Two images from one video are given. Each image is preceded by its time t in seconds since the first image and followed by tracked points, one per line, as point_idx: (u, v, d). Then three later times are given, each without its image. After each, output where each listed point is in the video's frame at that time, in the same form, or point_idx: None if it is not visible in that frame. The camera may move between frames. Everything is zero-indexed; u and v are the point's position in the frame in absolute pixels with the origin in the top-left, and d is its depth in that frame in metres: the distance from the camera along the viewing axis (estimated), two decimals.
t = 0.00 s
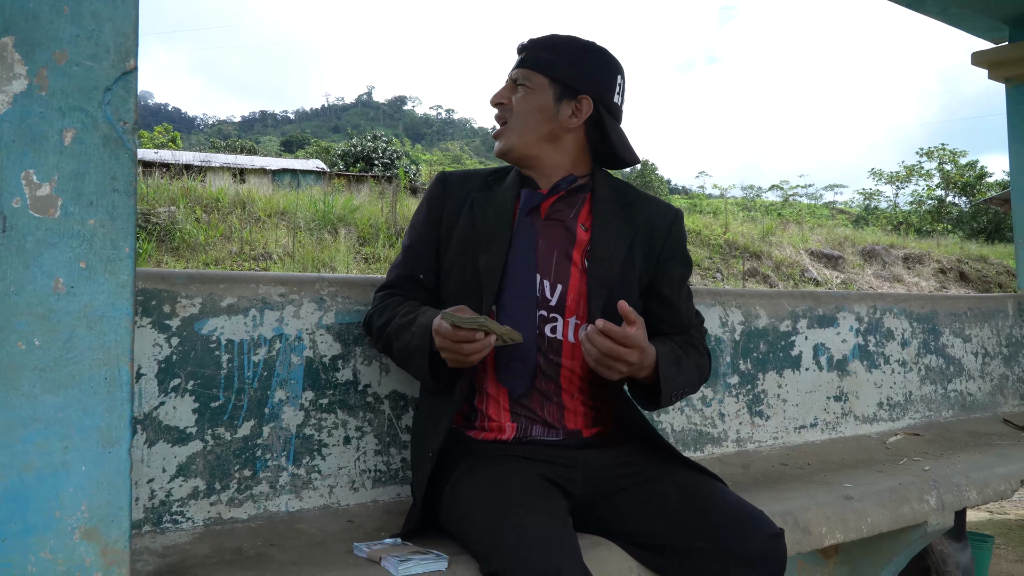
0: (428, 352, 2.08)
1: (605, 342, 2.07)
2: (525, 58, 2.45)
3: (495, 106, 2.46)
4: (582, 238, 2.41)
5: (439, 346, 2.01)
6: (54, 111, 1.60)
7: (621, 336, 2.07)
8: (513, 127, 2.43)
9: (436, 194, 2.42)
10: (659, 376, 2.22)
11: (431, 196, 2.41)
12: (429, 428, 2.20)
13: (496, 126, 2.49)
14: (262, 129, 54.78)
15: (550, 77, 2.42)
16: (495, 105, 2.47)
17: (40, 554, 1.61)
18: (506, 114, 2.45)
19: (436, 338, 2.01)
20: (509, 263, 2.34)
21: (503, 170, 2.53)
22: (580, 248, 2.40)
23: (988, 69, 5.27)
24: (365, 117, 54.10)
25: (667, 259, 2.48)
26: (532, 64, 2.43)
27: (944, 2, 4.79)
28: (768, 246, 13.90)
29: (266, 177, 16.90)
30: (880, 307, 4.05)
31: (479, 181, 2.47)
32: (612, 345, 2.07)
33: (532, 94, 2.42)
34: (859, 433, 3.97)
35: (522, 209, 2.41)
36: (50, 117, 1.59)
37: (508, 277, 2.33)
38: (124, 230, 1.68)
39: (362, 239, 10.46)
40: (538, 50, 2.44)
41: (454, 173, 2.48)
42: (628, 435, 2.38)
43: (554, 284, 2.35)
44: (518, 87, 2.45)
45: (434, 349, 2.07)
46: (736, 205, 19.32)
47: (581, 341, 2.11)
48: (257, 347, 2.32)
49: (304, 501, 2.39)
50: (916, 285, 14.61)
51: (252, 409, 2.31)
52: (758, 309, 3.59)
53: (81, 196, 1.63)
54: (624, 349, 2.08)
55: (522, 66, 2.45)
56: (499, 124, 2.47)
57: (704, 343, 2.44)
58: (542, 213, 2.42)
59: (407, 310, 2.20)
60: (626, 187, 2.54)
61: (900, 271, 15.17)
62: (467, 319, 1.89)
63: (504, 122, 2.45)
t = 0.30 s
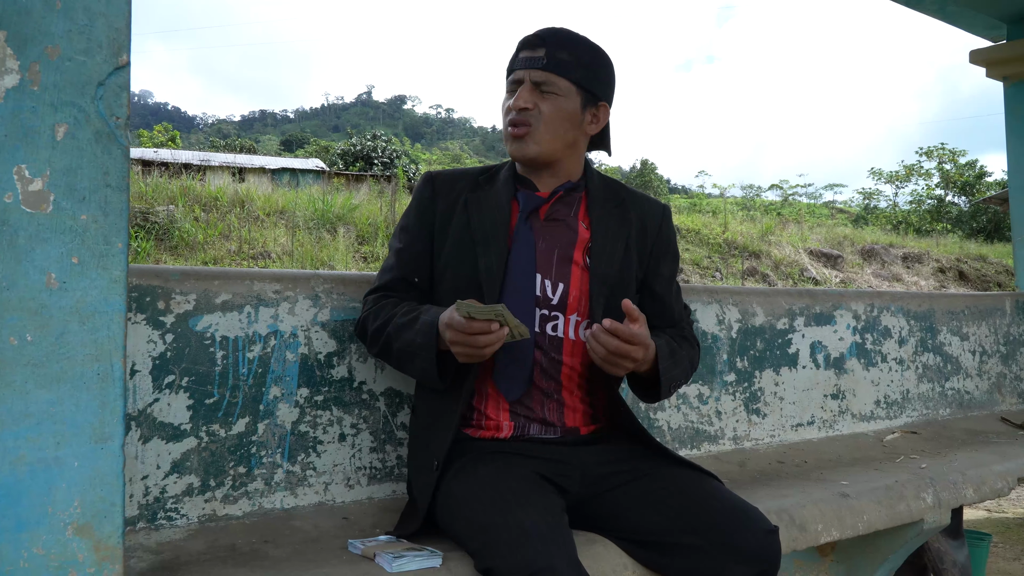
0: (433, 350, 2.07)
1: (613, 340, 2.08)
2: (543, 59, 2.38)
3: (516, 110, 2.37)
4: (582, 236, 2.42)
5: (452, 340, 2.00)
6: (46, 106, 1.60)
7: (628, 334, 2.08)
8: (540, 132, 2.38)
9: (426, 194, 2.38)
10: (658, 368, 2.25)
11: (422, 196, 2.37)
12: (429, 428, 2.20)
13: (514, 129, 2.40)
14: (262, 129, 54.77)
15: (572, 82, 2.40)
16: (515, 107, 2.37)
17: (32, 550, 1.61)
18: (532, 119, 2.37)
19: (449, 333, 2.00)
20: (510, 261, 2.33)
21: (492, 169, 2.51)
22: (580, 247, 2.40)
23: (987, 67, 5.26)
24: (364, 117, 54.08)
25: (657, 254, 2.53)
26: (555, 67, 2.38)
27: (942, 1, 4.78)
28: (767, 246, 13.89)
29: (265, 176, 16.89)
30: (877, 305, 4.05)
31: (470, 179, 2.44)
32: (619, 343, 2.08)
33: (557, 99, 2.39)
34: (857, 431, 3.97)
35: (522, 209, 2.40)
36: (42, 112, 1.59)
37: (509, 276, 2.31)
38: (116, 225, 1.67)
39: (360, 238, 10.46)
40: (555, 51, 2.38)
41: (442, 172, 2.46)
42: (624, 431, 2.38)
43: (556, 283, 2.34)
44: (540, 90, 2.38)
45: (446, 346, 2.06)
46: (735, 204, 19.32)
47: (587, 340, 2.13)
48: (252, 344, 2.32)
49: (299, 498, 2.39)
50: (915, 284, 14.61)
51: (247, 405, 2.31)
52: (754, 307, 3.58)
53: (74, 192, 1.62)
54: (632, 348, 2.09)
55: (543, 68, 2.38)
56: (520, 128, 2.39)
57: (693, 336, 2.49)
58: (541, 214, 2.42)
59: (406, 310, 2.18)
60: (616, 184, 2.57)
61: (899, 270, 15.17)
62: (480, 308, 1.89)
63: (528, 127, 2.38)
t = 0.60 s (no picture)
0: (447, 354, 2.05)
1: (631, 344, 2.11)
2: (562, 63, 2.38)
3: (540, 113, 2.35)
4: (583, 239, 2.42)
5: (476, 342, 1.98)
6: (42, 108, 1.60)
7: (646, 337, 2.10)
8: (561, 138, 2.39)
9: (419, 199, 2.36)
10: (663, 363, 2.27)
11: (415, 201, 2.34)
12: (428, 430, 2.20)
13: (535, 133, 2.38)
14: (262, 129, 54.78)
15: (586, 88, 2.43)
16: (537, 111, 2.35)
17: (28, 551, 1.61)
18: (554, 124, 2.37)
19: (474, 335, 1.99)
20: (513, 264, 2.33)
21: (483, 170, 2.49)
22: (580, 250, 2.41)
23: (986, 67, 5.26)
24: (365, 116, 54.09)
25: (647, 249, 2.56)
26: (573, 71, 2.39)
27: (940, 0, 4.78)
28: (767, 246, 13.88)
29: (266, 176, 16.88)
30: (875, 305, 4.05)
31: (463, 183, 2.42)
32: (638, 346, 2.10)
33: (575, 103, 2.41)
34: (854, 431, 3.97)
35: (523, 214, 2.41)
36: (38, 114, 1.60)
37: (512, 281, 2.32)
38: (111, 227, 1.68)
39: (360, 238, 10.46)
40: (571, 54, 2.40)
41: (431, 177, 2.42)
42: (621, 431, 2.39)
43: (558, 286, 2.35)
44: (559, 95, 2.39)
45: (469, 349, 2.04)
46: (735, 204, 19.33)
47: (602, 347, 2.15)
48: (249, 345, 2.32)
49: (295, 499, 2.40)
50: (915, 284, 14.61)
51: (243, 406, 2.31)
52: (752, 307, 3.59)
53: (69, 193, 1.63)
54: (649, 350, 2.11)
55: (563, 72, 2.38)
56: (540, 131, 2.38)
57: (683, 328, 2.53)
58: (539, 218, 2.42)
59: (414, 316, 2.15)
60: (604, 182, 2.59)
61: (899, 270, 15.16)
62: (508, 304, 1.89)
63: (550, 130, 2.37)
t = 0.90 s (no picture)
0: (459, 343, 2.04)
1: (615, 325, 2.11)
2: (573, 91, 2.30)
3: (548, 142, 2.30)
4: (578, 243, 2.43)
5: (500, 319, 1.99)
6: (40, 111, 1.61)
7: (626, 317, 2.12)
8: (565, 165, 2.37)
9: (417, 202, 2.34)
10: (653, 351, 2.25)
11: (413, 203, 2.33)
12: (427, 429, 2.19)
13: (540, 158, 2.33)
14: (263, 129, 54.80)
15: (592, 110, 2.38)
16: (545, 139, 2.30)
17: (27, 553, 1.62)
18: (560, 152, 2.33)
19: (498, 312, 1.99)
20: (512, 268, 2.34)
21: (477, 174, 2.48)
22: (575, 255, 2.42)
23: (986, 68, 5.26)
24: (365, 116, 54.11)
25: (639, 248, 2.57)
26: (582, 97, 2.32)
27: (940, 1, 4.79)
28: (767, 246, 13.88)
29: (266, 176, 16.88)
30: (874, 307, 4.05)
31: (459, 186, 2.41)
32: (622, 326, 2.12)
33: (582, 131, 2.37)
34: (853, 433, 3.98)
35: (522, 219, 2.42)
36: (36, 117, 1.60)
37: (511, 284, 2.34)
38: (109, 230, 1.69)
39: (360, 238, 10.46)
40: (582, 81, 2.32)
41: (426, 180, 2.41)
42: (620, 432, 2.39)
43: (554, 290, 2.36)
44: (568, 122, 2.32)
45: (489, 332, 2.03)
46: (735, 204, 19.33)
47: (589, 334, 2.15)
48: (248, 347, 2.33)
49: (294, 500, 2.40)
50: (916, 284, 14.61)
51: (242, 408, 2.32)
52: (751, 308, 3.59)
53: (67, 197, 1.63)
54: (636, 330, 2.12)
55: (573, 99, 2.31)
56: (545, 157, 2.34)
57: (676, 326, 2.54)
58: (536, 223, 2.42)
59: (422, 310, 2.13)
60: (595, 184, 2.60)
61: (900, 270, 15.17)
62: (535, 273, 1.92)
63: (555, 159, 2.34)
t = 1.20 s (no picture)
0: (476, 338, 2.06)
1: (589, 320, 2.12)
2: (564, 96, 2.29)
3: (550, 151, 2.29)
4: (580, 243, 2.45)
5: (518, 312, 2.02)
6: (47, 112, 1.62)
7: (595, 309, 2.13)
8: (569, 168, 2.37)
9: (423, 203, 2.35)
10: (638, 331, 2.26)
11: (419, 204, 2.34)
12: (431, 430, 2.20)
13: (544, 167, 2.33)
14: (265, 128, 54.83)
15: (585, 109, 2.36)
16: (546, 148, 2.29)
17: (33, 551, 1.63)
18: (563, 158, 2.33)
19: (515, 305, 2.02)
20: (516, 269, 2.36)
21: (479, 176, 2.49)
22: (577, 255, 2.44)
23: (987, 68, 5.27)
24: (367, 116, 54.12)
25: (641, 243, 2.57)
26: (573, 100, 2.31)
27: (941, 2, 4.79)
28: (769, 246, 13.89)
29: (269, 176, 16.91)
30: (876, 307, 4.06)
31: (464, 188, 2.42)
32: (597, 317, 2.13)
33: (579, 131, 2.36)
34: (855, 433, 3.99)
35: (525, 221, 2.43)
36: (43, 118, 1.62)
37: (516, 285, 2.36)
38: (116, 230, 1.70)
39: (362, 238, 10.47)
40: (570, 82, 2.31)
41: (431, 182, 2.42)
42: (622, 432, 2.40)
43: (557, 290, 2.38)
44: (564, 127, 2.31)
45: (505, 326, 2.05)
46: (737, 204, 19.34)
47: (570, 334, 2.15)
48: (252, 347, 2.34)
49: (299, 499, 2.41)
50: (917, 285, 14.61)
51: (247, 407, 2.33)
52: (753, 309, 3.60)
53: (74, 197, 1.65)
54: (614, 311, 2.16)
55: (564, 103, 2.29)
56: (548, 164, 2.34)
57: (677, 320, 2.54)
58: (539, 225, 2.44)
59: (436, 307, 2.14)
60: (595, 182, 2.60)
61: (901, 270, 15.18)
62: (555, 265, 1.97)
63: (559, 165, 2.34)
